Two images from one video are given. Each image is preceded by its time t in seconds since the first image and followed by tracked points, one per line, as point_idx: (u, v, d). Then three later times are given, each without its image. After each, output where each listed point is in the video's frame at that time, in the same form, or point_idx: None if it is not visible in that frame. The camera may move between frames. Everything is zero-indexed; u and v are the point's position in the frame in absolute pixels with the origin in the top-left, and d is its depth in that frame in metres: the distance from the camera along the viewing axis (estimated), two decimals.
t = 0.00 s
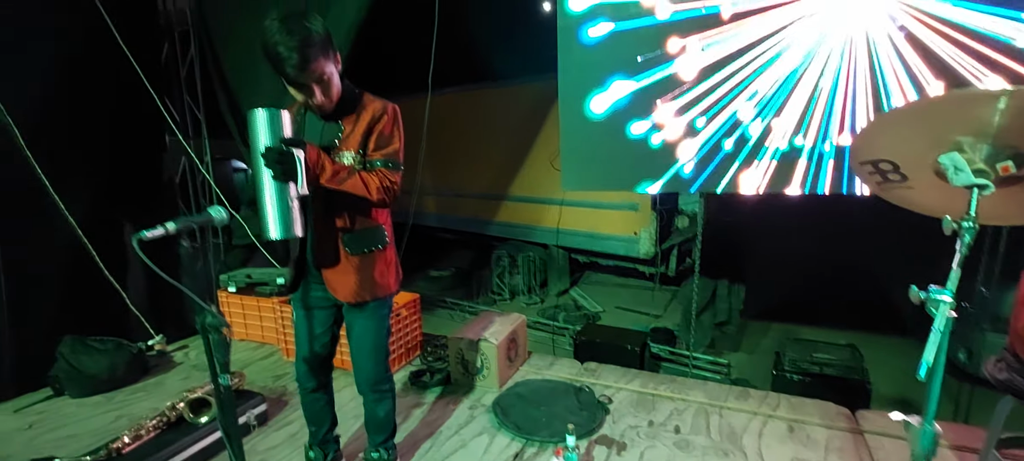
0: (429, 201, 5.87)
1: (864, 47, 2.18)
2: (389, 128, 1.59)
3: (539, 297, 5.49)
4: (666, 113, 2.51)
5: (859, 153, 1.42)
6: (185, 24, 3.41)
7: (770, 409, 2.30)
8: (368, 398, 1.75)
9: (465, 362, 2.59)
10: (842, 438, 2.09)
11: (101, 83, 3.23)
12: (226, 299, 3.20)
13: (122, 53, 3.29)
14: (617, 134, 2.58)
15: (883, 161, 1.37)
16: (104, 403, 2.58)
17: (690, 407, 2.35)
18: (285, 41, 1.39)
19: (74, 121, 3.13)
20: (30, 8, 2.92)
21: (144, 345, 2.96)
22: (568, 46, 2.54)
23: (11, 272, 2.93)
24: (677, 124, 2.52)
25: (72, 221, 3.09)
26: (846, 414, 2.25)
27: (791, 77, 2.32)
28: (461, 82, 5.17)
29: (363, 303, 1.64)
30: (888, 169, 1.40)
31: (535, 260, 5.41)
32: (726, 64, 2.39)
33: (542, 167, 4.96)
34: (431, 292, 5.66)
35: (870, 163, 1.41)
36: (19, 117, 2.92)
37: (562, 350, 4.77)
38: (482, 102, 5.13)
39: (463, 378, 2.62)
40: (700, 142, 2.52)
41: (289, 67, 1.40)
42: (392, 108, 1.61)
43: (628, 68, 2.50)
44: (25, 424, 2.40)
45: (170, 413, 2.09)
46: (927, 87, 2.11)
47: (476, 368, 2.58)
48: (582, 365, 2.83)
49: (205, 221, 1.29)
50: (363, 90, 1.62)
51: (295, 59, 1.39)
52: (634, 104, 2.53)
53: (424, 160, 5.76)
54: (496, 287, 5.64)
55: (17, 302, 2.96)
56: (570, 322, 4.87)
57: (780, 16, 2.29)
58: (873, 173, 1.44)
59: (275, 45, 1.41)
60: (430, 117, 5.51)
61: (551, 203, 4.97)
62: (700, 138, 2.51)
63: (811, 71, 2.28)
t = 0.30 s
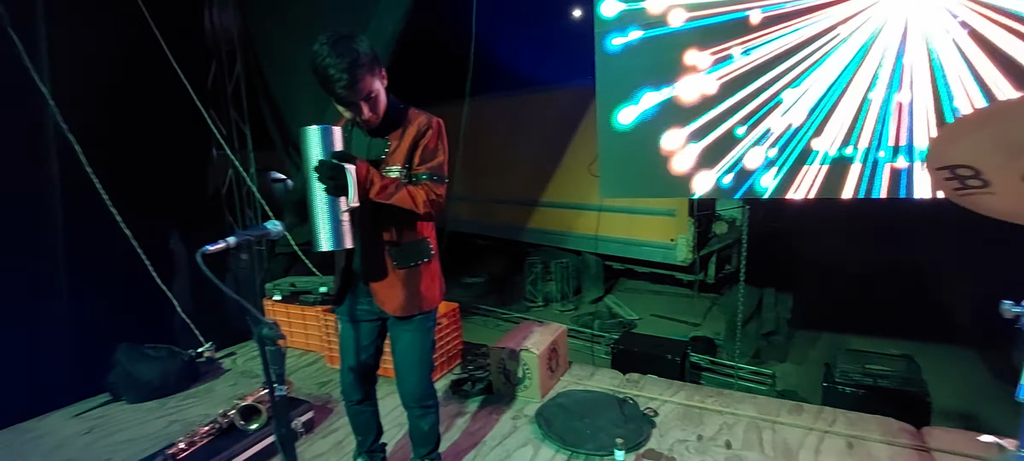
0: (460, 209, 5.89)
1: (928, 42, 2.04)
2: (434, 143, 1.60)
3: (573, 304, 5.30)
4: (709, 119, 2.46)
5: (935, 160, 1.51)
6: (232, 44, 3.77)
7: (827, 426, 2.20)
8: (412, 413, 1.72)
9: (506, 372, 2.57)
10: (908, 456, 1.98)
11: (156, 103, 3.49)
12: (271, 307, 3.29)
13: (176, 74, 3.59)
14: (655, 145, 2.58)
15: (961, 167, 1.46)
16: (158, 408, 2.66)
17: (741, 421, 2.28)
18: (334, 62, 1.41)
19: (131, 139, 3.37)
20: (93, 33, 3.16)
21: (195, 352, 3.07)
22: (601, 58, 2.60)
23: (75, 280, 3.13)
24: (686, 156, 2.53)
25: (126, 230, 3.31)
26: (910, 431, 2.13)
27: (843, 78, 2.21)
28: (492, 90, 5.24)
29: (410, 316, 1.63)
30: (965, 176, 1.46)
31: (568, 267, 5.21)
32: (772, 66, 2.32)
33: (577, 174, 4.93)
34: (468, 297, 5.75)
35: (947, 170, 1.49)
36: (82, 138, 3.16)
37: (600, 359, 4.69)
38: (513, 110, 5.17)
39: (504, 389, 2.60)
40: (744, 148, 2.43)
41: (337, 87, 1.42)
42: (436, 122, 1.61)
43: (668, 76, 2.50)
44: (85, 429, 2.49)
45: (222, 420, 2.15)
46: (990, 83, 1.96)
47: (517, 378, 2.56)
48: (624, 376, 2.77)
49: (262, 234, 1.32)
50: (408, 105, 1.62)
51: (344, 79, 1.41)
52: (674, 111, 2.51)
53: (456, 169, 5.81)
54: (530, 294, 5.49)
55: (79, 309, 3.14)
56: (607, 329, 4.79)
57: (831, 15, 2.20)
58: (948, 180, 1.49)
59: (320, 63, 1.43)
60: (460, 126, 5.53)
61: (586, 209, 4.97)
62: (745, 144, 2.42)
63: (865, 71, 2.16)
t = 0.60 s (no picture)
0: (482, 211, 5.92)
1: (1009, 27, 1.67)
2: (473, 143, 1.56)
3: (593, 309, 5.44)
4: (733, 125, 2.16)
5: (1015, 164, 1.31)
6: (260, 46, 3.90)
7: (874, 440, 2.10)
8: (443, 420, 1.66)
9: (535, 377, 2.51)
10: None
11: (187, 105, 3.63)
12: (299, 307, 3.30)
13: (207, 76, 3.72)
14: (670, 158, 2.28)
15: None
16: (186, 407, 2.66)
17: (782, 434, 2.19)
18: (378, 49, 1.37)
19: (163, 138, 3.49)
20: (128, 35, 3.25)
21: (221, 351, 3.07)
22: (630, 59, 2.30)
23: (108, 276, 3.19)
24: (698, 174, 2.24)
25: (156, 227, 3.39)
26: (965, 448, 2.02)
27: (894, 74, 1.86)
28: (515, 93, 5.27)
29: (442, 319, 1.58)
30: None
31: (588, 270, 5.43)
32: (810, 66, 2.02)
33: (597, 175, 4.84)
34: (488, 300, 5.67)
35: None
36: (119, 136, 3.24)
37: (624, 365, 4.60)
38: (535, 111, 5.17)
39: (532, 395, 2.54)
40: (773, 157, 2.12)
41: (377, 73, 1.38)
42: (473, 121, 1.58)
43: (693, 80, 2.20)
44: (116, 425, 2.50)
45: (250, 420, 2.13)
46: None
47: (546, 384, 2.50)
48: (655, 384, 2.69)
49: (299, 233, 1.29)
50: (448, 108, 1.59)
51: (386, 62, 1.36)
52: (697, 119, 2.21)
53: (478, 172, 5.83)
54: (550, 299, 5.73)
55: (112, 305, 3.19)
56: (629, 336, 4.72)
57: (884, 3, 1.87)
58: None
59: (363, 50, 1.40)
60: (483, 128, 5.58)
61: (607, 213, 4.85)
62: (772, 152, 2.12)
63: (922, 64, 1.81)
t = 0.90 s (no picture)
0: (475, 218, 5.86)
1: None
2: (488, 141, 1.50)
3: (585, 320, 5.37)
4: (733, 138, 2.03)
5: None
6: (256, 42, 3.91)
7: None
8: (446, 433, 1.58)
9: (534, 389, 2.43)
10: None
11: (178, 96, 3.52)
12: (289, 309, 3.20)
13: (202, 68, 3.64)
14: (664, 175, 2.13)
15: None
16: (166, 411, 2.53)
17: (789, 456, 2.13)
18: (404, 27, 1.42)
19: (152, 130, 3.37)
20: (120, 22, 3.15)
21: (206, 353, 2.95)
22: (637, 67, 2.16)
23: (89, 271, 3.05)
24: (691, 193, 2.10)
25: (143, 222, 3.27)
26: None
27: (902, 94, 1.78)
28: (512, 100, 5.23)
29: (449, 326, 1.50)
30: None
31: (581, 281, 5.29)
32: (816, 80, 1.91)
33: (595, 184, 4.81)
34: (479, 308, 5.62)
35: None
36: (106, 126, 3.12)
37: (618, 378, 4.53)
38: (532, 120, 5.14)
39: (530, 408, 2.46)
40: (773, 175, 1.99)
41: (403, 39, 1.42)
42: (489, 119, 1.51)
43: (694, 92, 2.08)
44: (91, 429, 2.37)
45: (236, 429, 2.02)
46: None
47: (545, 397, 2.42)
48: (655, 400, 2.63)
49: (302, 233, 1.21)
50: (455, 100, 1.53)
51: (411, 24, 1.42)
52: (699, 134, 2.08)
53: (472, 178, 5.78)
54: (540, 308, 5.55)
55: (91, 300, 3.06)
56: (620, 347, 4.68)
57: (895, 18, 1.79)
58: None
59: (388, 25, 1.46)
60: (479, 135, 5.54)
61: (599, 224, 4.85)
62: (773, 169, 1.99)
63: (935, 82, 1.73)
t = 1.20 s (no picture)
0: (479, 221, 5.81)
1: None
2: (519, 142, 1.48)
3: (587, 324, 5.33)
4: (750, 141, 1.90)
5: None
6: (263, 39, 3.82)
7: None
8: (466, 444, 1.51)
9: (547, 397, 2.36)
10: None
11: (182, 91, 3.45)
12: (291, 311, 3.15)
13: (208, 64, 3.57)
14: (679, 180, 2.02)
15: None
16: (168, 415, 2.46)
17: None
18: (436, 15, 1.43)
19: (155, 125, 3.30)
20: (125, 14, 3.08)
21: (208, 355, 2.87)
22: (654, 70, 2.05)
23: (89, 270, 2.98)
24: (708, 199, 1.98)
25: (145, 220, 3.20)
26: None
27: (937, 96, 1.63)
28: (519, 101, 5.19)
29: (475, 335, 1.45)
30: None
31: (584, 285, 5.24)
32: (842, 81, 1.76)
33: (602, 186, 4.75)
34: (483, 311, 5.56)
35: None
36: (108, 120, 3.05)
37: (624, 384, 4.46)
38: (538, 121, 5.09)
39: (543, 417, 2.38)
40: (795, 181, 1.85)
41: (435, 26, 1.43)
42: (521, 120, 1.50)
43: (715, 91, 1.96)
44: (89, 433, 2.30)
45: (242, 436, 1.95)
46: None
47: (559, 406, 2.35)
48: (671, 408, 2.56)
49: (325, 235, 1.16)
50: (484, 98, 1.52)
51: (443, 11, 1.43)
52: (714, 135, 1.97)
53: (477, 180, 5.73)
54: (543, 311, 5.48)
55: (90, 299, 2.98)
56: (624, 352, 4.65)
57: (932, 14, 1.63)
58: None
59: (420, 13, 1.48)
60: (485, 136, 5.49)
61: (604, 227, 4.82)
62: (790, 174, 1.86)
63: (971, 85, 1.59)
